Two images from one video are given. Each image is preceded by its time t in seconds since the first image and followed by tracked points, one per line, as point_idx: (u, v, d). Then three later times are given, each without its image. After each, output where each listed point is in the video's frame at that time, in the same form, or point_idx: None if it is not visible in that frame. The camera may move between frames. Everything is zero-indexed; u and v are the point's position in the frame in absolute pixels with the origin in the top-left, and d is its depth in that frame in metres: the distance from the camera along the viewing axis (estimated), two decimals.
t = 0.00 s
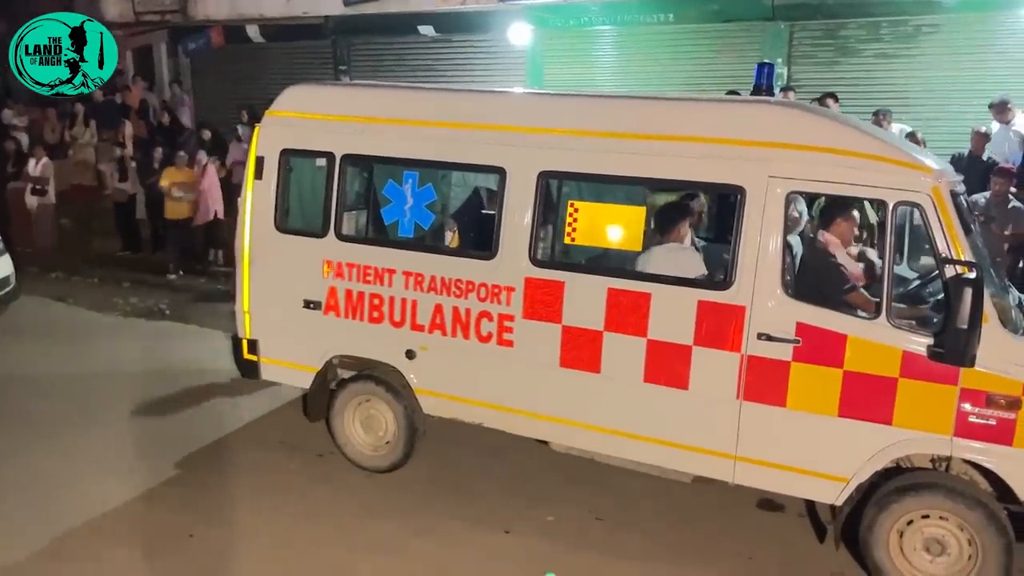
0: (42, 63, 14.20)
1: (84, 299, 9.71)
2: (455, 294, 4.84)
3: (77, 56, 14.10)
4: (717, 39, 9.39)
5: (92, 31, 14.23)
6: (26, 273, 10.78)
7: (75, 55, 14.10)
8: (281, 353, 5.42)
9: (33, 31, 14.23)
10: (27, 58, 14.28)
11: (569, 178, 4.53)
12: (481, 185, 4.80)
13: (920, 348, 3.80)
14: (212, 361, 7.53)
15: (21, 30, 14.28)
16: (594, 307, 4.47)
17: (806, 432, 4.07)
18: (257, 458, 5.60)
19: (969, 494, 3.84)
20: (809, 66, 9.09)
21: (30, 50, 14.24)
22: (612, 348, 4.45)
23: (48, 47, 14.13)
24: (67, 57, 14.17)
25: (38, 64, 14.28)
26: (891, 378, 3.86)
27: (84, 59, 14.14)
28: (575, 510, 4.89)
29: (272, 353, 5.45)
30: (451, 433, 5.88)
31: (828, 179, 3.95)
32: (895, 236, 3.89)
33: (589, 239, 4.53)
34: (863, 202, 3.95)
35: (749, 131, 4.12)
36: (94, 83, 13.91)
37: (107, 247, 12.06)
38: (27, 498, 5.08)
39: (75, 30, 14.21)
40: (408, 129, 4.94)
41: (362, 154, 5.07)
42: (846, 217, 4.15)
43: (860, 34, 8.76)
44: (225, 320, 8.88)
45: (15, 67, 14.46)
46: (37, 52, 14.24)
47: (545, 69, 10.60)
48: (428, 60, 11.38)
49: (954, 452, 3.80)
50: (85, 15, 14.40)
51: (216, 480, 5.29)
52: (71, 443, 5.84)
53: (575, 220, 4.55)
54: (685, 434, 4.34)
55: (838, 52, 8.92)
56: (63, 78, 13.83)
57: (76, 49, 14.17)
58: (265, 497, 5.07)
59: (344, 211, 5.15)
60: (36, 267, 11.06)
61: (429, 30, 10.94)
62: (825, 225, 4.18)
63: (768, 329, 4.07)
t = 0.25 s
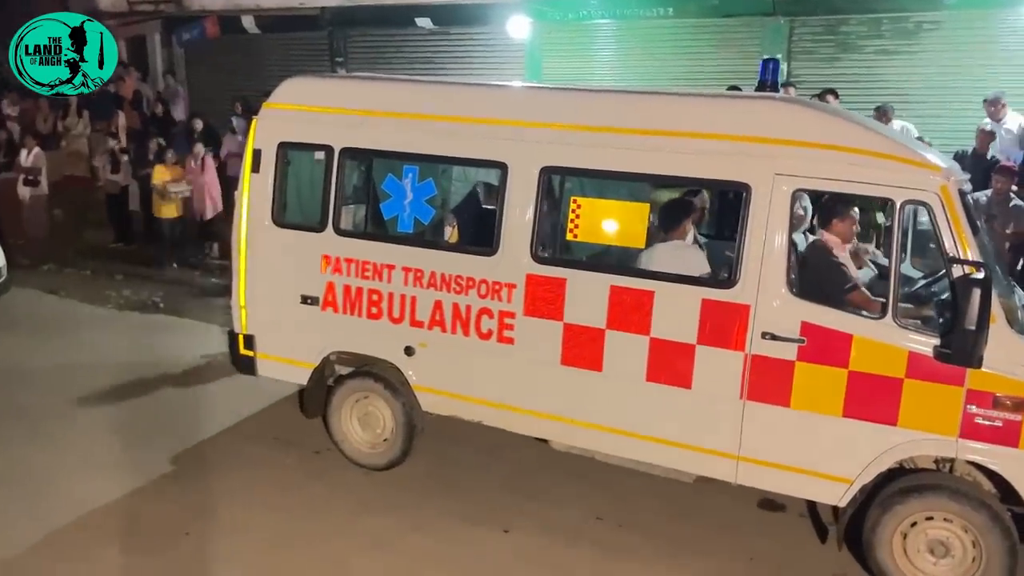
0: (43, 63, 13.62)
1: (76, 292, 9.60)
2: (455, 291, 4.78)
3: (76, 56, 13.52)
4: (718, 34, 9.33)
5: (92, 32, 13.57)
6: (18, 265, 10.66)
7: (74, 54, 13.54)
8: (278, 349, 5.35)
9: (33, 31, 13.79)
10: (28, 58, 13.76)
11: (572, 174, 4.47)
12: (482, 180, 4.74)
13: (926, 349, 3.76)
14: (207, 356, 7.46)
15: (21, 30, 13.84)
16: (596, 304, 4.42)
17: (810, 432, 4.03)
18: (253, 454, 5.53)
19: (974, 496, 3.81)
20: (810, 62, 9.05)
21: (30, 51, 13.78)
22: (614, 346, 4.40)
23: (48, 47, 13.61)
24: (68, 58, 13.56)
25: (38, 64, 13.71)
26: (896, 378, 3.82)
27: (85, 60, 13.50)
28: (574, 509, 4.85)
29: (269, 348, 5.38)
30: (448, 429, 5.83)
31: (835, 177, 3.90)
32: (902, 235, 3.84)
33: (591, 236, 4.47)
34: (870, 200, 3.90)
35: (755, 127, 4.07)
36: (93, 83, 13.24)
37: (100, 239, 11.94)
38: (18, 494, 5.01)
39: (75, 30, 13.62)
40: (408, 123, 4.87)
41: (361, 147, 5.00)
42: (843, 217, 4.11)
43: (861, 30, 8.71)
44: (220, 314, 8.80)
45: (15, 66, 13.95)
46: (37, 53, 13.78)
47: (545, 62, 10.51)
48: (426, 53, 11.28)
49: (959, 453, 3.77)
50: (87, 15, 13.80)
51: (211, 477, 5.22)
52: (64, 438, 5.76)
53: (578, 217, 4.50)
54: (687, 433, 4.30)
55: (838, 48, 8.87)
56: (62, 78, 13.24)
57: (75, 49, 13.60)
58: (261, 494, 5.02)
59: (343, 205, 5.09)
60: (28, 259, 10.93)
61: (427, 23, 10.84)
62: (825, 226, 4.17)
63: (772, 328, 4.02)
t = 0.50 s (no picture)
0: (42, 63, 13.38)
1: (76, 287, 9.52)
2: (463, 290, 4.71)
3: (77, 56, 13.31)
4: (724, 32, 9.25)
5: (92, 32, 13.43)
6: (16, 260, 10.56)
7: (74, 54, 13.33)
8: (281, 347, 5.28)
9: (33, 30, 13.71)
10: (27, 57, 13.53)
11: (582, 172, 4.40)
12: (490, 177, 4.67)
13: (943, 353, 3.70)
14: (207, 353, 7.38)
15: (21, 30, 13.71)
16: (607, 304, 4.35)
17: (824, 437, 3.97)
18: (255, 453, 5.47)
19: (990, 502, 3.75)
20: (817, 61, 8.97)
21: (30, 50, 13.55)
22: (624, 347, 4.33)
23: (48, 46, 13.53)
24: (68, 58, 13.23)
25: (38, 64, 13.51)
26: (912, 382, 3.76)
27: (85, 60, 13.18)
28: (582, 511, 4.79)
29: (272, 346, 5.31)
30: (453, 429, 5.76)
31: (852, 178, 3.84)
32: (920, 237, 3.78)
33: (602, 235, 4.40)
34: (886, 201, 3.84)
35: (770, 126, 4.01)
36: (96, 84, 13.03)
37: (100, 234, 11.84)
38: (18, 493, 4.93)
39: (75, 29, 13.55)
40: (416, 119, 4.80)
41: (368, 143, 4.93)
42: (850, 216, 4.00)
43: (869, 29, 8.65)
44: (220, 311, 8.72)
45: (14, 67, 13.69)
46: (37, 52, 13.59)
47: (550, 60, 10.44)
48: (429, 49, 11.21)
49: (975, 458, 3.71)
50: (87, 15, 13.73)
51: (213, 476, 5.15)
52: (63, 436, 5.68)
53: (588, 216, 4.43)
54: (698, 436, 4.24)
55: (846, 48, 8.81)
56: (63, 76, 12.92)
57: (76, 49, 13.38)
58: (264, 494, 4.95)
59: (349, 201, 5.02)
60: (26, 254, 10.84)
61: (431, 19, 10.77)
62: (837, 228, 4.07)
63: (786, 330, 3.96)
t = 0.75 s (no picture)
0: (43, 65, 13.06)
1: (80, 284, 9.46)
2: (477, 291, 4.64)
3: (78, 56, 13.14)
4: (736, 33, 9.17)
5: (91, 32, 13.49)
6: (20, 256, 10.50)
7: (74, 55, 13.18)
8: (291, 347, 5.22)
9: (32, 31, 13.42)
10: (27, 58, 13.27)
11: (600, 172, 4.34)
12: (506, 178, 4.61)
13: (969, 360, 3.64)
14: (213, 352, 7.31)
15: (21, 30, 13.41)
16: (625, 308, 4.28)
17: (846, 444, 3.91)
18: (263, 455, 5.40)
19: (1015, 512, 3.68)
20: (829, 62, 8.90)
21: (30, 51, 13.26)
22: (642, 351, 4.27)
23: (48, 47, 13.30)
24: (67, 58, 13.12)
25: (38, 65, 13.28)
26: (938, 389, 3.69)
27: (85, 60, 13.09)
28: (596, 517, 4.72)
29: (282, 347, 5.25)
30: (463, 432, 5.70)
31: (878, 181, 3.78)
32: (948, 243, 3.70)
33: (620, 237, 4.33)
34: (912, 205, 3.77)
35: (794, 128, 3.94)
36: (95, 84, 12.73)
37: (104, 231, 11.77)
38: (24, 493, 4.86)
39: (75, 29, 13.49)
40: (431, 117, 4.73)
41: (381, 142, 4.86)
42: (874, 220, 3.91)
43: (882, 30, 8.57)
44: (226, 309, 8.66)
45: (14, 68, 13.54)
46: (36, 53, 13.27)
47: (559, 59, 10.36)
48: (437, 47, 11.13)
49: (1002, 468, 3.64)
50: (86, 16, 13.86)
51: (221, 478, 5.09)
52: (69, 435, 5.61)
53: (606, 217, 4.36)
54: (717, 442, 4.17)
55: (859, 48, 8.73)
56: (62, 78, 12.74)
57: (76, 49, 13.26)
58: (273, 496, 4.88)
59: (362, 201, 4.95)
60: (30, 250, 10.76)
61: (439, 16, 10.69)
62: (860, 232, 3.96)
63: (808, 335, 3.90)
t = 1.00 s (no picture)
0: (42, 63, 13.34)
1: (88, 284, 9.44)
2: (494, 294, 4.61)
3: (77, 57, 13.11)
4: (748, 35, 9.13)
5: (91, 32, 13.55)
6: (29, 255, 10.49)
7: (74, 55, 13.18)
8: (306, 350, 5.19)
9: (33, 30, 13.73)
10: (27, 58, 13.62)
11: (620, 176, 4.30)
12: (524, 180, 4.58)
13: (996, 367, 3.59)
14: (224, 353, 7.29)
15: (21, 30, 13.82)
16: (644, 312, 4.25)
17: (869, 451, 3.87)
18: (277, 457, 5.37)
19: None
20: (842, 65, 8.85)
21: (30, 50, 13.63)
22: (662, 356, 4.23)
23: (48, 47, 13.44)
24: (68, 59, 13.06)
25: (38, 64, 13.57)
26: (963, 397, 3.65)
27: (84, 60, 13.03)
28: (613, 523, 4.69)
29: (296, 349, 5.22)
30: (477, 435, 5.66)
31: (904, 185, 3.73)
32: (975, 248, 3.66)
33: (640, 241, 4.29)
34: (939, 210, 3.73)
35: (818, 132, 3.90)
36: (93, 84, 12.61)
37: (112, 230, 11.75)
38: (38, 495, 4.84)
39: (75, 29, 13.58)
40: (448, 119, 4.70)
41: (398, 143, 4.83)
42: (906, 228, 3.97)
43: (896, 32, 8.53)
44: (235, 310, 8.63)
45: (15, 67, 13.85)
46: (36, 53, 13.61)
47: (569, 60, 10.32)
48: (447, 48, 11.10)
49: None
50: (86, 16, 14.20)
51: (235, 481, 5.06)
52: (82, 437, 5.59)
53: (626, 220, 4.32)
54: (737, 448, 4.13)
55: (872, 51, 8.69)
56: (62, 78, 12.81)
57: (76, 50, 13.24)
58: (288, 500, 4.85)
59: (378, 203, 4.92)
60: (38, 249, 10.75)
61: (450, 17, 10.66)
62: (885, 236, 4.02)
63: (832, 341, 3.86)
